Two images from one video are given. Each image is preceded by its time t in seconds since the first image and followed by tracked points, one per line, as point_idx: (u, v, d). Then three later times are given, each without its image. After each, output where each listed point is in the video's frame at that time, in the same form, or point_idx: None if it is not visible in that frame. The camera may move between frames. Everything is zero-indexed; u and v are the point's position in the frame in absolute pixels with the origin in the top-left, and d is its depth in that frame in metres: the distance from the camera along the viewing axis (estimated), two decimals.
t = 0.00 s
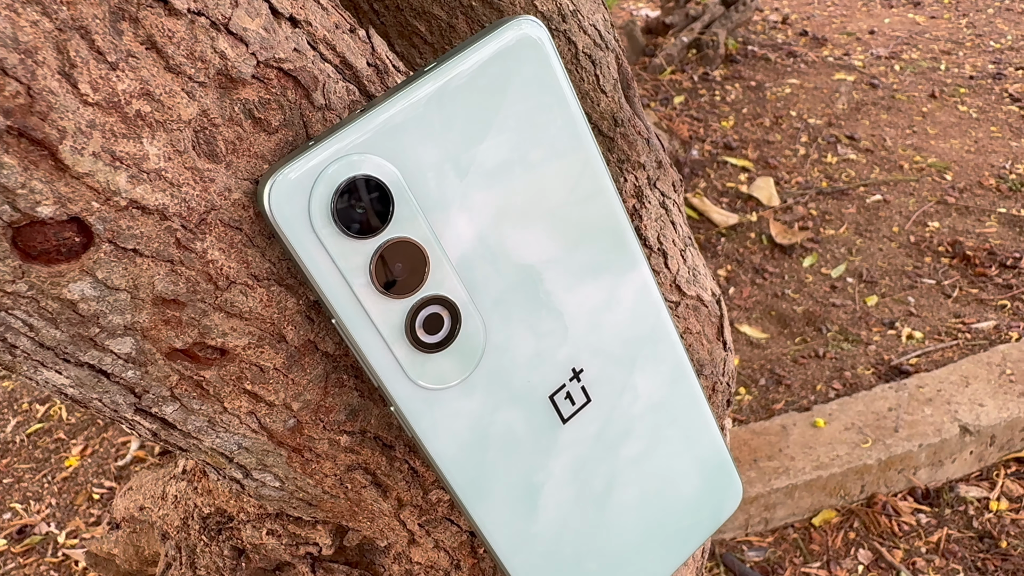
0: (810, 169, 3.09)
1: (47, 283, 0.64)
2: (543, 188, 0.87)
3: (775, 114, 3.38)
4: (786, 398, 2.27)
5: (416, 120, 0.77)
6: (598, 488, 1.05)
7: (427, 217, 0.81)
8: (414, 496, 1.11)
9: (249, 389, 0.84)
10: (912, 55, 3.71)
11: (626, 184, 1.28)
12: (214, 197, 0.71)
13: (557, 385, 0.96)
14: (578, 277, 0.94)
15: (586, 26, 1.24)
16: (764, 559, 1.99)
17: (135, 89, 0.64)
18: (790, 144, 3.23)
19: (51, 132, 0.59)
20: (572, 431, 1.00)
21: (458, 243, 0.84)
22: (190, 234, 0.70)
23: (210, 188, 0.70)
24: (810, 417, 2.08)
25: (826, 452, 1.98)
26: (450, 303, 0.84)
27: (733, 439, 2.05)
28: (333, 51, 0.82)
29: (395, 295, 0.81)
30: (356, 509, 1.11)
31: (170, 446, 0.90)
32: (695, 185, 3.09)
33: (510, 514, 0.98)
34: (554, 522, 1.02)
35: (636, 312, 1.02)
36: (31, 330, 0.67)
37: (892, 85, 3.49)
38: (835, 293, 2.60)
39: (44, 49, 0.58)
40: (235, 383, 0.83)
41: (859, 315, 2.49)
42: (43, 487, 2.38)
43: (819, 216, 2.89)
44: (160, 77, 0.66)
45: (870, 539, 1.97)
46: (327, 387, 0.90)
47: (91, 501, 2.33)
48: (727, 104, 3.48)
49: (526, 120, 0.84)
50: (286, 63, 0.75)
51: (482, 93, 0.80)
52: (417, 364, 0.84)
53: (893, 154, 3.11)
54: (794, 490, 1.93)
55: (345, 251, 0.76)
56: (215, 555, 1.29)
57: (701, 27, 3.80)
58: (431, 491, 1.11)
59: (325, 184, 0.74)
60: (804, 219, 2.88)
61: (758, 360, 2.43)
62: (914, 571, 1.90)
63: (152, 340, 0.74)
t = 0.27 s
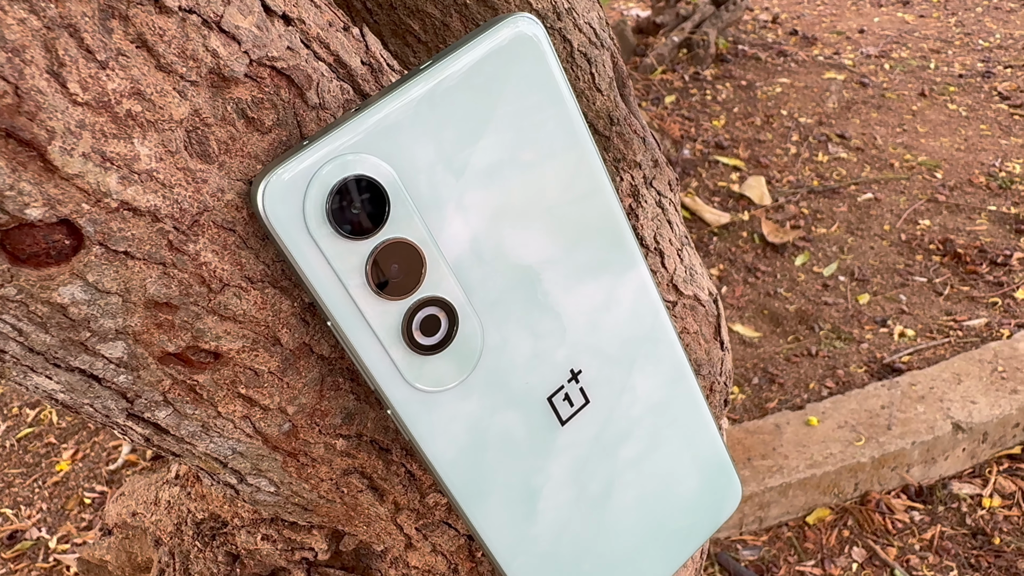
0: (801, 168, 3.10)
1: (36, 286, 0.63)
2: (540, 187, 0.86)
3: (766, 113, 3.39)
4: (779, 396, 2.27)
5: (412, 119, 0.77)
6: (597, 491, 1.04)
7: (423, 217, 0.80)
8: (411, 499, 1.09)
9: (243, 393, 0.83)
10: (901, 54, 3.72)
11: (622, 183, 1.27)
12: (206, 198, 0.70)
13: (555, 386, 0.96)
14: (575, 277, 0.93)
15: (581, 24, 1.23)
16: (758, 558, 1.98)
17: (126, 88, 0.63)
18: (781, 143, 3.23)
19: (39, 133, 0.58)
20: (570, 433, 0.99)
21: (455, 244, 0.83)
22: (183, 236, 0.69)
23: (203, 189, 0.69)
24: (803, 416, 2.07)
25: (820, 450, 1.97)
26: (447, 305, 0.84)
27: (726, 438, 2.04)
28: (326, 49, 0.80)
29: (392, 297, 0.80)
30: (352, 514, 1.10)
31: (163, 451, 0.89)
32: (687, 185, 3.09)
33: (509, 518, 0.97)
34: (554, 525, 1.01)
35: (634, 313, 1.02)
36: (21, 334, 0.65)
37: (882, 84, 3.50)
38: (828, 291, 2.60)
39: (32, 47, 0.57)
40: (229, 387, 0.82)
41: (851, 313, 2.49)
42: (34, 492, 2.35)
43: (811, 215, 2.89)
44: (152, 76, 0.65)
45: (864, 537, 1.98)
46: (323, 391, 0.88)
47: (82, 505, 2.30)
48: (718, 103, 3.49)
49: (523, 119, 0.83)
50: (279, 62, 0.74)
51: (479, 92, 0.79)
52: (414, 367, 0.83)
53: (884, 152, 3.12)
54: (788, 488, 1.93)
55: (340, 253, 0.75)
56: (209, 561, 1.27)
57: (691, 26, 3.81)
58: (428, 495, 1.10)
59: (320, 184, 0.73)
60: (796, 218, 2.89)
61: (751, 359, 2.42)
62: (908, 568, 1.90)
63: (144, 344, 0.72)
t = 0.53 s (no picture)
0: (792, 167, 3.10)
1: (23, 290, 0.61)
2: (536, 186, 0.86)
3: (756, 112, 3.39)
4: (772, 395, 2.27)
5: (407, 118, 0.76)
6: (595, 492, 1.03)
7: (418, 217, 0.79)
8: (407, 503, 1.08)
9: (236, 397, 0.82)
10: (890, 53, 3.73)
11: (617, 182, 1.26)
12: (197, 198, 0.68)
13: (553, 388, 0.95)
14: (572, 277, 0.92)
15: (575, 22, 1.22)
16: (752, 557, 1.98)
17: (114, 87, 0.61)
18: (772, 142, 3.24)
19: (24, 133, 0.57)
20: (568, 434, 0.98)
21: (450, 244, 0.82)
22: (173, 238, 0.68)
23: (193, 189, 0.68)
24: (795, 413, 2.07)
25: (812, 449, 1.97)
26: (443, 305, 0.83)
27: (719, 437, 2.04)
28: (318, 47, 0.79)
29: (387, 298, 0.79)
30: (347, 518, 1.08)
31: (154, 457, 0.87)
32: (678, 184, 3.09)
33: (506, 520, 0.96)
34: (551, 528, 1.00)
35: (631, 312, 1.01)
36: (8, 339, 0.64)
37: (871, 83, 3.51)
38: (819, 289, 2.60)
39: (18, 45, 0.56)
40: (221, 391, 0.80)
41: (843, 311, 2.49)
42: (23, 497, 2.32)
43: (801, 213, 2.90)
44: (140, 75, 0.63)
45: (858, 534, 1.97)
46: (317, 394, 0.87)
47: (72, 510, 2.27)
48: (709, 102, 3.49)
49: (519, 117, 0.82)
50: (270, 60, 0.73)
51: (474, 90, 0.78)
52: (410, 369, 0.82)
53: (874, 150, 3.12)
54: (782, 486, 1.92)
55: (334, 254, 0.74)
56: (203, 567, 1.25)
57: (681, 26, 3.81)
58: (424, 498, 1.09)
59: (313, 185, 0.72)
60: (787, 217, 2.89)
61: (743, 358, 2.42)
62: (902, 565, 1.90)
63: (135, 348, 0.71)
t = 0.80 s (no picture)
0: (782, 165, 3.11)
1: (16, 292, 0.60)
2: (535, 184, 0.85)
3: (746, 111, 3.40)
4: (764, 393, 2.27)
5: (405, 116, 0.75)
6: (596, 492, 1.02)
7: (418, 217, 0.78)
8: (406, 505, 1.07)
9: (233, 400, 0.81)
10: (879, 51, 3.74)
11: (614, 180, 1.26)
12: (193, 199, 0.67)
13: (553, 388, 0.94)
14: (572, 276, 0.92)
15: (571, 19, 1.22)
16: (746, 554, 1.96)
17: (108, 85, 0.60)
18: (762, 140, 3.24)
19: (17, 132, 0.56)
20: (569, 434, 0.97)
21: (450, 243, 0.81)
22: (169, 239, 0.67)
23: (189, 189, 0.67)
24: (788, 412, 2.07)
25: (805, 446, 1.96)
26: (443, 306, 0.82)
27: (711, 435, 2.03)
28: (314, 45, 0.78)
29: (386, 299, 0.78)
30: (345, 521, 1.07)
31: (150, 461, 0.86)
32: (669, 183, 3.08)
33: (507, 523, 0.95)
34: (553, 529, 0.99)
35: (631, 311, 1.01)
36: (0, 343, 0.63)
37: (860, 81, 3.52)
38: (810, 287, 2.60)
39: (9, 43, 0.55)
40: (218, 394, 0.79)
41: (834, 309, 2.50)
42: (13, 502, 2.29)
43: (791, 211, 2.90)
44: (134, 73, 0.62)
45: (851, 531, 1.96)
46: (315, 396, 0.86)
47: (63, 514, 2.25)
48: (699, 101, 3.49)
49: (518, 114, 0.82)
50: (266, 57, 0.72)
51: (472, 87, 0.77)
52: (409, 371, 0.81)
53: (863, 148, 3.13)
54: (775, 484, 1.91)
55: (333, 254, 0.73)
56: (199, 572, 1.24)
57: (671, 25, 3.81)
58: (423, 500, 1.07)
59: (311, 184, 0.71)
60: (777, 215, 2.89)
61: (735, 356, 2.42)
62: (895, 562, 1.89)
63: (130, 351, 0.70)
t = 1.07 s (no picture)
0: (772, 163, 3.11)
1: (13, 294, 0.59)
2: (537, 183, 0.84)
3: (736, 109, 3.40)
4: (757, 390, 2.27)
5: (406, 113, 0.74)
6: (600, 492, 1.02)
7: (419, 215, 0.78)
8: (407, 508, 1.06)
9: (234, 403, 0.80)
10: (867, 49, 3.74)
11: (613, 178, 1.25)
12: (193, 199, 0.66)
13: (556, 387, 0.93)
14: (574, 275, 0.91)
15: (568, 17, 1.22)
16: (740, 552, 1.96)
17: (106, 84, 0.60)
18: (751, 138, 3.25)
19: (14, 132, 0.55)
20: (571, 434, 0.97)
21: (452, 242, 0.80)
22: (169, 240, 0.66)
23: (189, 189, 0.66)
24: (780, 409, 2.06)
25: (798, 444, 1.95)
26: (445, 305, 0.81)
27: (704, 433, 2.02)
28: (314, 43, 0.78)
29: (389, 299, 0.77)
30: (346, 524, 1.06)
31: (149, 465, 0.85)
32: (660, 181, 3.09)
33: (510, 524, 0.94)
34: (557, 530, 0.98)
35: (633, 309, 1.00)
36: None
37: (849, 79, 3.53)
38: (801, 284, 2.61)
39: (6, 41, 0.54)
40: (219, 396, 0.78)
41: (825, 306, 2.50)
42: (3, 508, 2.27)
43: (782, 209, 2.91)
44: (132, 71, 0.61)
45: (844, 527, 1.95)
46: (317, 398, 0.85)
47: (53, 519, 2.22)
48: (688, 100, 3.50)
49: (519, 112, 0.81)
50: (266, 55, 0.71)
51: (474, 85, 0.77)
52: (412, 372, 0.80)
53: (853, 146, 3.13)
54: (768, 482, 1.90)
55: (335, 254, 0.72)
56: None
57: (660, 23, 3.81)
58: (425, 502, 1.06)
59: (313, 183, 0.70)
60: (768, 213, 2.89)
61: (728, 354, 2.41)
62: (887, 558, 1.89)
63: (130, 354, 0.69)
